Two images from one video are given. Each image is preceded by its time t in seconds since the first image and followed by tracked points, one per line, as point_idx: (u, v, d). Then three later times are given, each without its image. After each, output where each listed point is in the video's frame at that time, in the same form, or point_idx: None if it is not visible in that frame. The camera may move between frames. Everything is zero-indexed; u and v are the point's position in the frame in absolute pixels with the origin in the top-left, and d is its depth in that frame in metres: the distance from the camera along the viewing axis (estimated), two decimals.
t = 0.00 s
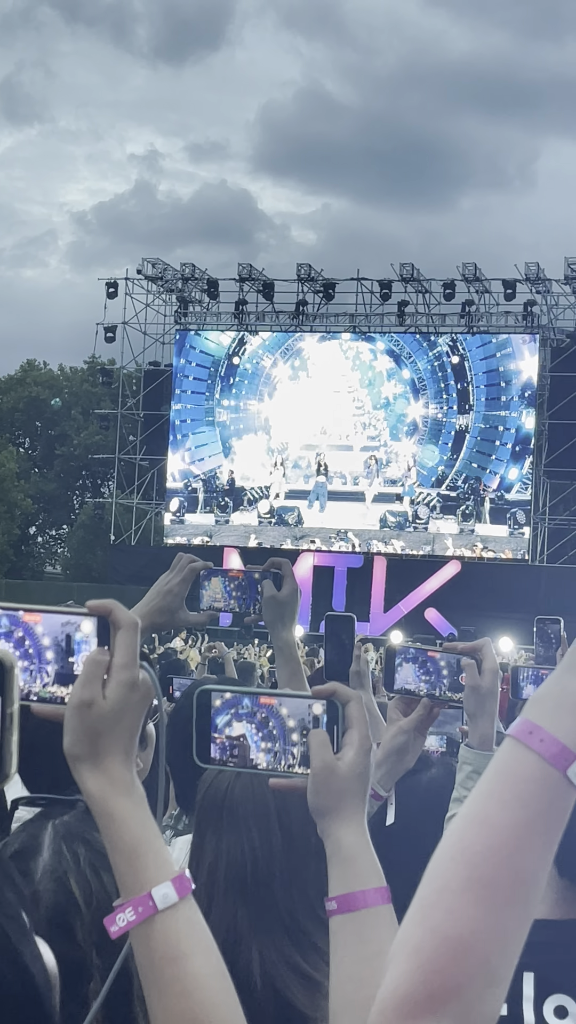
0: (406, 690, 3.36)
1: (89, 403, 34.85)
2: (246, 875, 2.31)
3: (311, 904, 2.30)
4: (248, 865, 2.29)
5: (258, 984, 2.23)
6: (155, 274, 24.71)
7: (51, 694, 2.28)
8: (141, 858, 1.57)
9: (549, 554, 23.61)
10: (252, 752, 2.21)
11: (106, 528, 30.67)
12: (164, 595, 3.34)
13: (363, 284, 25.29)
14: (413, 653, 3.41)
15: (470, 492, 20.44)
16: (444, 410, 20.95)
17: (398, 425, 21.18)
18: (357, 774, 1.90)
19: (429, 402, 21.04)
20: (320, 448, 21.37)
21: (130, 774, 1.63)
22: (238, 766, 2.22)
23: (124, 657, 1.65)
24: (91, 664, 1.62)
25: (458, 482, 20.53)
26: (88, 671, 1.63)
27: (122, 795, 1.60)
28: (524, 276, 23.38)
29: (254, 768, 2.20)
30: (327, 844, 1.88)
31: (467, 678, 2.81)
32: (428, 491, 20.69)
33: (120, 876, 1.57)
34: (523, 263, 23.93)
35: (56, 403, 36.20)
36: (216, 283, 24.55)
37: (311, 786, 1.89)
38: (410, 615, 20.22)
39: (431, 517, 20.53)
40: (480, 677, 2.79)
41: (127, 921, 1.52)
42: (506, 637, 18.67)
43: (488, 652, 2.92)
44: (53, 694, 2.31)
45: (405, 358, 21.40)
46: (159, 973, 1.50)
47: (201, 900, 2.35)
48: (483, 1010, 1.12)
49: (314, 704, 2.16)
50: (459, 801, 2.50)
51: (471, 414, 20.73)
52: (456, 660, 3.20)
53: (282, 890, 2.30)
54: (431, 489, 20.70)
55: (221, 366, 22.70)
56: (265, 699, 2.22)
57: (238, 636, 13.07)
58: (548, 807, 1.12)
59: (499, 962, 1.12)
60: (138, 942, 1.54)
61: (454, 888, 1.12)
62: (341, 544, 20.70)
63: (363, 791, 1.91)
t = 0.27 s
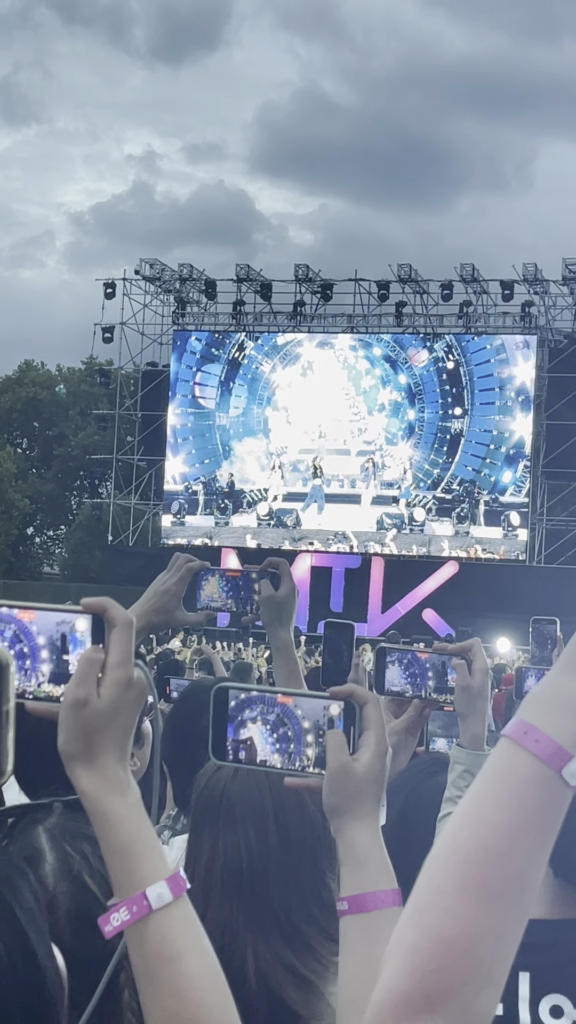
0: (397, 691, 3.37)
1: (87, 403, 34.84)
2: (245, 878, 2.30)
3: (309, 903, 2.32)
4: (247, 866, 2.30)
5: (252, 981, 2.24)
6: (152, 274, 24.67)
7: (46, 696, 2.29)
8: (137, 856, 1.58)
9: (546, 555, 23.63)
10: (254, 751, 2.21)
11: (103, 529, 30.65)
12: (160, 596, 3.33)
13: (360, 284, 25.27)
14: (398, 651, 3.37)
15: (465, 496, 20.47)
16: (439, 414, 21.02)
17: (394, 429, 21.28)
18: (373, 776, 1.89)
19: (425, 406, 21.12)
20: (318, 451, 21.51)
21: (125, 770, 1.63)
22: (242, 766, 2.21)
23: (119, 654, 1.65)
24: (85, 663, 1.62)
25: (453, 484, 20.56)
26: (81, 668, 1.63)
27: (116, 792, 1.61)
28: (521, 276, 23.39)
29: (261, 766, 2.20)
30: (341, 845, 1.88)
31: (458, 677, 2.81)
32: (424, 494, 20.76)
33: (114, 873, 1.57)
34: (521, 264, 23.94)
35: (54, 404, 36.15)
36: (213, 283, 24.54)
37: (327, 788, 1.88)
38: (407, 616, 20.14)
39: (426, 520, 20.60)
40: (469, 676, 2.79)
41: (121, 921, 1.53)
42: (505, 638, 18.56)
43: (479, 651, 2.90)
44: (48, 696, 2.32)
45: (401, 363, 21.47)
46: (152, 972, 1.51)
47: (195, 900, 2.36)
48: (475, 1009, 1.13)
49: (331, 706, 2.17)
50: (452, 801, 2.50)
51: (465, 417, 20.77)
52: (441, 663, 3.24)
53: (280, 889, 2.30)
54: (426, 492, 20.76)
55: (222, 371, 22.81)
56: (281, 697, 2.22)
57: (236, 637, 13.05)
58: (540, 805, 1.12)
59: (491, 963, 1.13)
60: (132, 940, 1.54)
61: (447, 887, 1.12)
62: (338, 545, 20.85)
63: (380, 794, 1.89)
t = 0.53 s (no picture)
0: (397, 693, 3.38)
1: (86, 403, 34.87)
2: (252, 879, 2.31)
3: (311, 903, 2.33)
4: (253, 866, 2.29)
5: (252, 982, 2.24)
6: (151, 274, 24.69)
7: (46, 697, 2.31)
8: (137, 859, 1.57)
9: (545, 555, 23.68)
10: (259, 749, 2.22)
11: (102, 529, 30.69)
12: (160, 595, 3.34)
13: (359, 284, 25.29)
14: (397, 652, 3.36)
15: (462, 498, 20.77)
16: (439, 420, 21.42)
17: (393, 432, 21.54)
18: (382, 777, 1.89)
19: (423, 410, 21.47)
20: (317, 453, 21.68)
21: (125, 772, 1.63)
22: (248, 763, 2.22)
23: (119, 657, 1.65)
24: (86, 664, 1.62)
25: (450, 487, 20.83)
26: (82, 669, 1.63)
27: (117, 796, 1.61)
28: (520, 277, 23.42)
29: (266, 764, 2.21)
30: (350, 843, 1.88)
31: (457, 680, 2.80)
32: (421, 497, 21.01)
33: (115, 874, 1.57)
34: (520, 264, 23.96)
35: (53, 404, 36.12)
36: (212, 283, 24.57)
37: (337, 788, 1.88)
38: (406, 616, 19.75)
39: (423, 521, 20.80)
40: (469, 680, 2.79)
41: (121, 922, 1.53)
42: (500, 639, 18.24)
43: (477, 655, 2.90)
44: (49, 695, 2.35)
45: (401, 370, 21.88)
46: (151, 973, 1.51)
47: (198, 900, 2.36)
48: (473, 1008, 1.13)
49: (339, 705, 2.17)
50: (454, 802, 2.50)
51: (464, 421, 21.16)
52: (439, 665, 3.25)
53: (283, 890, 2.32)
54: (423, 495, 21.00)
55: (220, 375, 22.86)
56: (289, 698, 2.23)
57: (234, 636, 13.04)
58: (539, 806, 1.12)
59: (488, 965, 1.13)
60: (132, 942, 1.54)
61: (446, 888, 1.12)
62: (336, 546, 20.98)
63: (388, 794, 1.88)
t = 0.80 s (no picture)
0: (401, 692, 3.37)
1: (86, 402, 34.87)
2: (260, 877, 2.32)
3: (315, 904, 2.34)
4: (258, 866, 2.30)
5: (264, 984, 2.25)
6: (151, 274, 24.71)
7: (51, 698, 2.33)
8: (138, 857, 1.58)
9: (545, 555, 23.67)
10: (261, 744, 2.22)
11: (102, 529, 30.69)
12: (162, 595, 3.33)
13: (359, 284, 25.30)
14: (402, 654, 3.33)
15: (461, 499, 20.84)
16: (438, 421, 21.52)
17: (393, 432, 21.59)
18: (385, 771, 1.88)
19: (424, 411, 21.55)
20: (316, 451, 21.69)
21: (128, 771, 1.63)
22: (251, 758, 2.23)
23: (121, 655, 1.65)
24: (88, 662, 1.62)
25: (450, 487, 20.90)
26: (84, 668, 1.63)
27: (120, 794, 1.61)
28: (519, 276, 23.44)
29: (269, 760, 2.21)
30: (354, 837, 1.88)
31: (462, 681, 2.80)
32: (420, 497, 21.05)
33: (117, 873, 1.57)
34: (519, 264, 23.97)
35: (52, 403, 36.09)
36: (212, 283, 24.58)
37: (340, 785, 1.88)
38: (406, 615, 19.77)
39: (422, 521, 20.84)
40: (474, 680, 2.79)
41: (123, 920, 1.53)
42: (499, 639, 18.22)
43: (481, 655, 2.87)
44: (55, 694, 2.39)
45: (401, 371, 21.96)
46: (153, 972, 1.51)
47: (205, 898, 2.38)
48: (472, 1008, 1.13)
49: (342, 699, 2.14)
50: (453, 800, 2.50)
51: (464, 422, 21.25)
52: (443, 667, 3.26)
53: (289, 891, 2.33)
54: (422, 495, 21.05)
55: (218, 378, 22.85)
56: (293, 696, 2.22)
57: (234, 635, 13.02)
58: (539, 805, 1.13)
59: (490, 963, 1.13)
60: (134, 941, 1.54)
61: (448, 887, 1.12)
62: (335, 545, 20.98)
63: (390, 789, 1.88)
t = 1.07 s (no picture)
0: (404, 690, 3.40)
1: (85, 401, 34.84)
2: (262, 880, 2.33)
3: (321, 904, 2.35)
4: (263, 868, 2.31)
5: (271, 988, 2.29)
6: (151, 273, 24.68)
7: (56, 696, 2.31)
8: (141, 858, 1.58)
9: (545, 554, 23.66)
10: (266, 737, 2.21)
11: (102, 528, 30.65)
12: (166, 593, 3.33)
13: (359, 283, 25.26)
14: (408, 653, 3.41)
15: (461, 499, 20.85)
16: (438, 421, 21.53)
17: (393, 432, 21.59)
18: (393, 768, 1.88)
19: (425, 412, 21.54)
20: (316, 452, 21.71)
21: (130, 772, 1.63)
22: (255, 751, 2.22)
23: (124, 654, 1.65)
24: (91, 661, 1.63)
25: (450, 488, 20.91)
26: (88, 666, 1.63)
27: (122, 792, 1.61)
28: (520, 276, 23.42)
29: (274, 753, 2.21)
30: (362, 833, 1.88)
31: (465, 676, 2.81)
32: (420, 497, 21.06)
33: (120, 873, 1.57)
34: (520, 263, 23.95)
35: (52, 402, 36.07)
36: (212, 282, 24.56)
37: (349, 780, 1.88)
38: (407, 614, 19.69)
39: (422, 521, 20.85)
40: (477, 674, 2.80)
41: (126, 920, 1.53)
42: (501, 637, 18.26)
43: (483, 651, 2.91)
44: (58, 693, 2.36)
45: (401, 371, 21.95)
46: (157, 972, 1.51)
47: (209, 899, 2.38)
48: (471, 1009, 1.13)
49: (348, 694, 2.15)
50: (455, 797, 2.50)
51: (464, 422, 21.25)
52: (447, 661, 3.20)
53: (296, 894, 2.33)
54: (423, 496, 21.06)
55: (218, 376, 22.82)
56: (303, 690, 2.22)
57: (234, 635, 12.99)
58: (540, 803, 1.13)
59: (489, 957, 1.13)
60: (138, 940, 1.54)
61: (448, 885, 1.12)
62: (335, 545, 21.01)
63: (398, 785, 1.88)
